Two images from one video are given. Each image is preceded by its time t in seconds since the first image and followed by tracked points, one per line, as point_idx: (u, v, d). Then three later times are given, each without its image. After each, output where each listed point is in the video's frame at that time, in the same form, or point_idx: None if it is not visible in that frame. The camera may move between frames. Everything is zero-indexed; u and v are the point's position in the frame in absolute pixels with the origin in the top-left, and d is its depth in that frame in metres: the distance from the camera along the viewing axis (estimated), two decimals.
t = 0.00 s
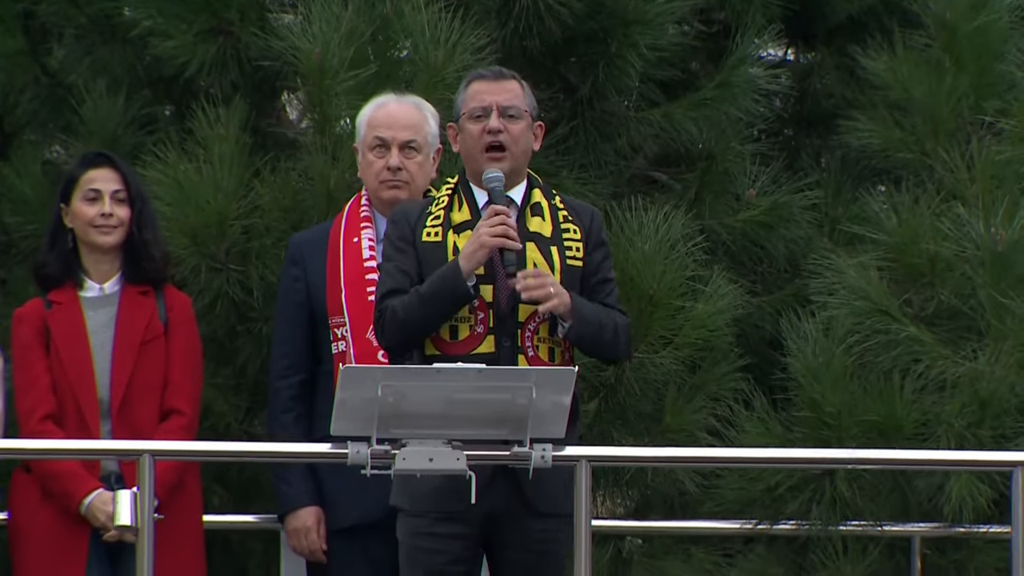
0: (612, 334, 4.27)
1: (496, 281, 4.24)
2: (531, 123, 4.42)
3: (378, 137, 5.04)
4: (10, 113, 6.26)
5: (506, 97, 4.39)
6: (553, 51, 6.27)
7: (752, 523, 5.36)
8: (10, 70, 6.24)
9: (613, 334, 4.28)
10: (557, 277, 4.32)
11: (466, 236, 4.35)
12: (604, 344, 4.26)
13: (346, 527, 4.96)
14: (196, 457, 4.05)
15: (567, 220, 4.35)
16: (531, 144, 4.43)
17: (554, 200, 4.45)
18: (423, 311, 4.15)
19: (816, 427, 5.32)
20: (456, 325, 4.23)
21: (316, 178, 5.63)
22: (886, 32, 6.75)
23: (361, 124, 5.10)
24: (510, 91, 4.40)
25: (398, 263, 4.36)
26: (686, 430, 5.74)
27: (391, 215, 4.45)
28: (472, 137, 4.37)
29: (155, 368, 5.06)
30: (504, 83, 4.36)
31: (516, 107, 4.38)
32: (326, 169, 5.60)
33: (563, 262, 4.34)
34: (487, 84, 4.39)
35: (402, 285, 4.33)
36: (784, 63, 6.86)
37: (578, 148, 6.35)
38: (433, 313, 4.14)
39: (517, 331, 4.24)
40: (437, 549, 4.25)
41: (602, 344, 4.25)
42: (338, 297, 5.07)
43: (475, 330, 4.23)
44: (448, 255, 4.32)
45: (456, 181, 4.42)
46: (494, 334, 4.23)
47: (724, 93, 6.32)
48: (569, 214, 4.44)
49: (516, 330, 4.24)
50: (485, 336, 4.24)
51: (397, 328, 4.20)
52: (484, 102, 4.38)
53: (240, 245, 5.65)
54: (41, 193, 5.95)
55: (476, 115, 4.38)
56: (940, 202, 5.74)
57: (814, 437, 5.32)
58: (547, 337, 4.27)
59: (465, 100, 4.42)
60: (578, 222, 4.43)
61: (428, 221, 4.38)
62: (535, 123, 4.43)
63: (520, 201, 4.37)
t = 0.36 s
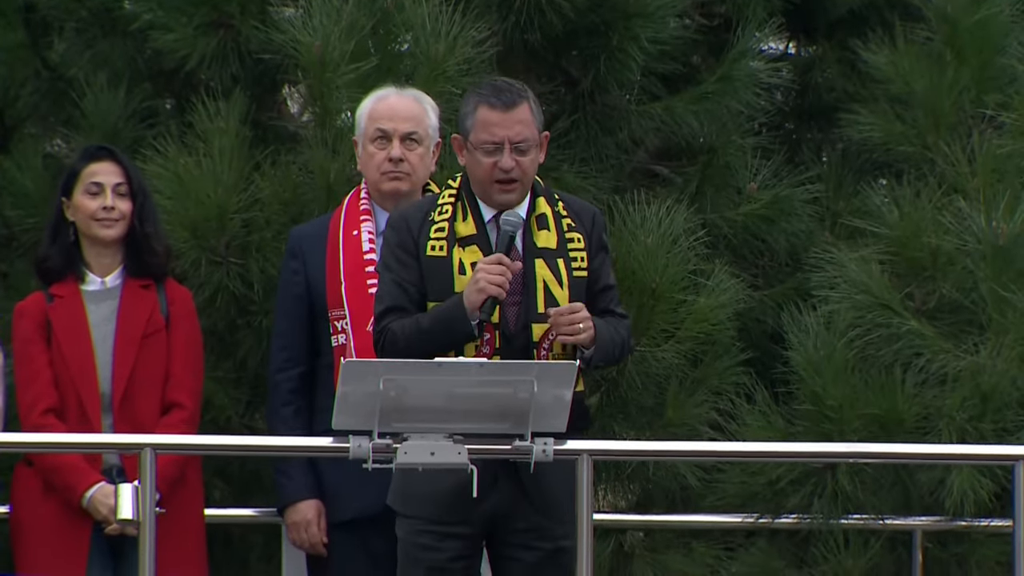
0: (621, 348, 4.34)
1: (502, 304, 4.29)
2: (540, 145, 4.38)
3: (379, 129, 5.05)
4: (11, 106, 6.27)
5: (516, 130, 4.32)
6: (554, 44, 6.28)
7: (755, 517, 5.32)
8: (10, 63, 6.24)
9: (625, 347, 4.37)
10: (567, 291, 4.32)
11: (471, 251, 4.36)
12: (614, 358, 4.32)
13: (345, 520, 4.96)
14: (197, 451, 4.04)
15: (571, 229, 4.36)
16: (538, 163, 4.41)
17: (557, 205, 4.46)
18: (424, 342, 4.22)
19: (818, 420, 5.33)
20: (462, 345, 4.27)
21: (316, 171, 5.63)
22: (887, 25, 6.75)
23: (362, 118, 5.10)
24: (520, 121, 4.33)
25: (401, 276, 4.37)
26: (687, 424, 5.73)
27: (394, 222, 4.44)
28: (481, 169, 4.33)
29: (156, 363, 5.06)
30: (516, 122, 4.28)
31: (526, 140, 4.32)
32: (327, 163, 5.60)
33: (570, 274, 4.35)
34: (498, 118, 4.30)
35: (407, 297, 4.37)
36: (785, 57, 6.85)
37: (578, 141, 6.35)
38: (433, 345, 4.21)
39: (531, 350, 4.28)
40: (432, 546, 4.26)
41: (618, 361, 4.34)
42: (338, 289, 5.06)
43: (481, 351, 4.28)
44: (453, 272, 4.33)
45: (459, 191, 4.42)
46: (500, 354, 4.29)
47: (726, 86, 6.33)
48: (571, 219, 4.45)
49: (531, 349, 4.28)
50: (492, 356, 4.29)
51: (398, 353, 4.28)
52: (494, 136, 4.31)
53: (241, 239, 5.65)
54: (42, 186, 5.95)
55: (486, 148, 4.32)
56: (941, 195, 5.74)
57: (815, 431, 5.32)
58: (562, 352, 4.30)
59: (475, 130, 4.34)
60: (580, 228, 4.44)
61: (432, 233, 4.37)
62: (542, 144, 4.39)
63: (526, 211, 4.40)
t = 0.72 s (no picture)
0: (622, 335, 4.36)
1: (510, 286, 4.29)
2: (540, 135, 4.42)
3: (377, 130, 5.04)
4: (12, 108, 6.27)
5: (517, 117, 4.37)
6: (555, 45, 6.27)
7: (754, 519, 5.30)
8: (10, 65, 6.25)
9: (624, 340, 4.38)
10: (572, 275, 4.37)
11: (475, 238, 4.39)
12: (615, 347, 4.35)
13: (343, 522, 4.95)
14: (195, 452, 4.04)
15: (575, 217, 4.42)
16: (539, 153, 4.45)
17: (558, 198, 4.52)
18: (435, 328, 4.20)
19: (818, 423, 5.32)
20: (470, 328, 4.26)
21: (317, 173, 5.63)
22: (889, 27, 6.75)
23: (361, 119, 5.10)
24: (521, 108, 4.38)
25: (406, 269, 4.38)
26: (688, 426, 5.73)
27: (394, 219, 4.46)
28: (482, 157, 4.37)
29: (156, 364, 5.06)
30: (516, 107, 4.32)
31: (527, 128, 4.36)
32: (328, 164, 5.60)
33: (575, 259, 4.39)
34: (498, 105, 4.35)
35: (414, 291, 4.36)
36: (785, 58, 6.85)
37: (579, 143, 6.34)
38: (444, 331, 4.19)
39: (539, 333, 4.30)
40: (450, 543, 4.24)
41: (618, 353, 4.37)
42: (336, 291, 5.06)
43: (489, 333, 4.27)
44: (458, 258, 4.35)
45: (461, 182, 4.45)
46: (507, 337, 4.28)
47: (726, 87, 6.33)
48: (574, 211, 4.50)
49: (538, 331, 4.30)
50: (500, 339, 4.28)
51: (408, 342, 4.25)
52: (494, 123, 4.36)
53: (242, 241, 5.65)
54: (42, 188, 5.95)
55: (487, 136, 4.36)
56: (942, 196, 5.73)
57: (815, 434, 5.32)
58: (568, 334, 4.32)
59: (475, 117, 4.39)
60: (583, 220, 4.50)
61: (434, 225, 4.40)
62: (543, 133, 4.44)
63: (528, 199, 4.44)
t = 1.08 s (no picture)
0: (613, 352, 4.33)
1: (508, 281, 4.33)
2: (544, 132, 4.45)
3: (375, 133, 5.05)
4: (12, 109, 6.29)
5: (519, 113, 4.39)
6: (555, 46, 6.28)
7: (755, 520, 5.30)
8: (11, 66, 6.26)
9: (614, 350, 4.33)
10: (570, 273, 4.37)
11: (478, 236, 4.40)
12: (605, 363, 4.32)
13: (342, 523, 4.95)
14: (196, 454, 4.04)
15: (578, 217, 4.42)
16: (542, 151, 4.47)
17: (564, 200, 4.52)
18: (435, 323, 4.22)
19: (818, 424, 5.34)
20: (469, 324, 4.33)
21: (318, 174, 5.64)
22: (889, 28, 6.76)
23: (359, 121, 5.10)
24: (523, 105, 4.40)
25: (411, 269, 4.42)
26: (689, 427, 5.73)
27: (402, 222, 4.51)
28: (485, 154, 4.40)
29: (157, 365, 5.06)
30: (518, 102, 4.35)
31: (529, 124, 4.39)
32: (328, 165, 5.60)
33: (575, 258, 4.39)
34: (500, 101, 4.38)
35: (416, 289, 4.39)
36: (785, 59, 6.85)
37: (580, 144, 6.36)
38: (443, 325, 4.22)
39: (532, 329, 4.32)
40: (454, 540, 4.25)
41: (605, 365, 4.31)
42: (333, 292, 5.06)
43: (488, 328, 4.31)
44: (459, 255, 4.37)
45: (466, 184, 4.47)
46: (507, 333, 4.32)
47: (727, 89, 6.34)
48: (580, 213, 4.50)
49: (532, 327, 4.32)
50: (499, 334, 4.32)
51: (409, 337, 4.28)
52: (497, 120, 4.39)
53: (242, 242, 5.66)
54: (43, 189, 5.96)
55: (489, 133, 4.39)
56: (942, 198, 5.73)
57: (816, 434, 5.34)
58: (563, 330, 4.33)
59: (477, 114, 4.42)
60: (590, 221, 4.49)
61: (439, 224, 4.44)
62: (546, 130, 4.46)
63: (532, 200, 4.45)
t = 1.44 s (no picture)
0: (610, 350, 4.31)
1: (504, 281, 4.34)
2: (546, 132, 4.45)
3: (369, 136, 5.03)
4: (13, 109, 6.31)
5: (521, 114, 4.40)
6: (555, 47, 6.28)
7: (757, 520, 5.31)
8: (10, 67, 6.27)
9: (611, 349, 4.32)
10: (568, 273, 4.37)
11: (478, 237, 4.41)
12: (602, 361, 4.31)
13: (339, 524, 4.95)
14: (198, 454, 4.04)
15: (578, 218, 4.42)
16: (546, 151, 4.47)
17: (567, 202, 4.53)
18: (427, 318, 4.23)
19: (819, 425, 5.37)
20: (465, 324, 4.34)
21: (317, 175, 5.65)
22: (888, 29, 6.77)
23: (354, 124, 5.09)
24: (525, 105, 4.41)
25: (410, 268, 4.43)
26: (689, 427, 5.74)
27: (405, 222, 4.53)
28: (488, 155, 4.41)
29: (158, 363, 5.07)
30: (519, 103, 4.36)
31: (532, 124, 4.40)
32: (328, 166, 5.61)
33: (574, 258, 4.39)
34: (502, 102, 4.39)
35: (414, 288, 4.40)
36: (785, 60, 6.86)
37: (580, 145, 6.37)
38: (435, 321, 4.22)
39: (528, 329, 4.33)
40: (452, 541, 4.27)
41: (602, 361, 4.30)
42: (329, 294, 5.06)
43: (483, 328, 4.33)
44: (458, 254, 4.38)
45: (471, 186, 4.49)
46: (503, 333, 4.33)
47: (727, 89, 6.36)
48: (583, 214, 4.51)
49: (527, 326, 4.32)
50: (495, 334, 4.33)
51: (403, 332, 4.28)
52: (499, 120, 4.40)
53: (242, 243, 5.66)
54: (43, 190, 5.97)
55: (491, 134, 4.40)
56: (942, 198, 5.74)
57: (818, 434, 5.38)
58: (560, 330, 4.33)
59: (479, 115, 4.43)
60: (592, 223, 4.50)
61: (440, 225, 4.45)
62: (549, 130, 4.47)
63: (533, 203, 4.46)
